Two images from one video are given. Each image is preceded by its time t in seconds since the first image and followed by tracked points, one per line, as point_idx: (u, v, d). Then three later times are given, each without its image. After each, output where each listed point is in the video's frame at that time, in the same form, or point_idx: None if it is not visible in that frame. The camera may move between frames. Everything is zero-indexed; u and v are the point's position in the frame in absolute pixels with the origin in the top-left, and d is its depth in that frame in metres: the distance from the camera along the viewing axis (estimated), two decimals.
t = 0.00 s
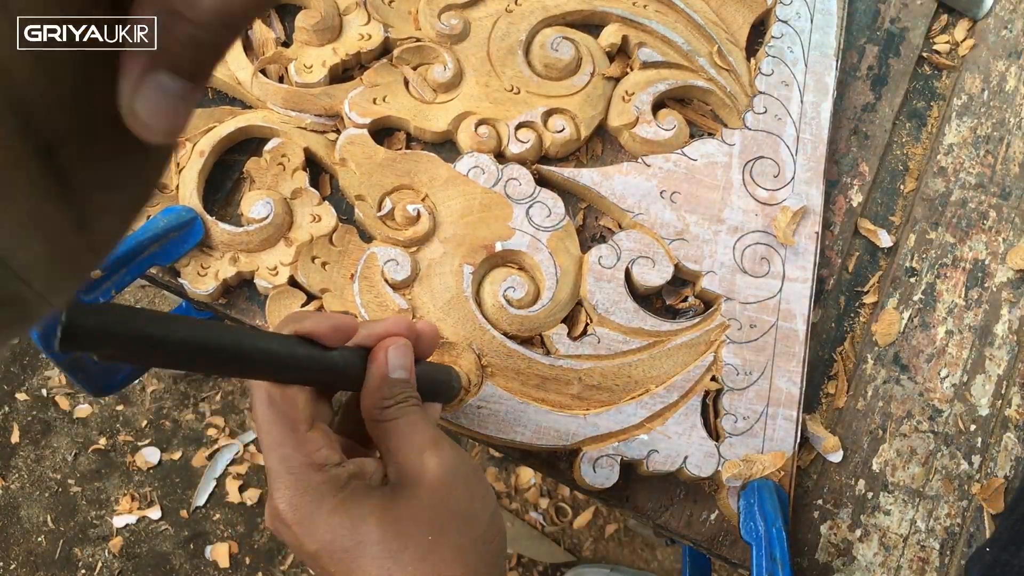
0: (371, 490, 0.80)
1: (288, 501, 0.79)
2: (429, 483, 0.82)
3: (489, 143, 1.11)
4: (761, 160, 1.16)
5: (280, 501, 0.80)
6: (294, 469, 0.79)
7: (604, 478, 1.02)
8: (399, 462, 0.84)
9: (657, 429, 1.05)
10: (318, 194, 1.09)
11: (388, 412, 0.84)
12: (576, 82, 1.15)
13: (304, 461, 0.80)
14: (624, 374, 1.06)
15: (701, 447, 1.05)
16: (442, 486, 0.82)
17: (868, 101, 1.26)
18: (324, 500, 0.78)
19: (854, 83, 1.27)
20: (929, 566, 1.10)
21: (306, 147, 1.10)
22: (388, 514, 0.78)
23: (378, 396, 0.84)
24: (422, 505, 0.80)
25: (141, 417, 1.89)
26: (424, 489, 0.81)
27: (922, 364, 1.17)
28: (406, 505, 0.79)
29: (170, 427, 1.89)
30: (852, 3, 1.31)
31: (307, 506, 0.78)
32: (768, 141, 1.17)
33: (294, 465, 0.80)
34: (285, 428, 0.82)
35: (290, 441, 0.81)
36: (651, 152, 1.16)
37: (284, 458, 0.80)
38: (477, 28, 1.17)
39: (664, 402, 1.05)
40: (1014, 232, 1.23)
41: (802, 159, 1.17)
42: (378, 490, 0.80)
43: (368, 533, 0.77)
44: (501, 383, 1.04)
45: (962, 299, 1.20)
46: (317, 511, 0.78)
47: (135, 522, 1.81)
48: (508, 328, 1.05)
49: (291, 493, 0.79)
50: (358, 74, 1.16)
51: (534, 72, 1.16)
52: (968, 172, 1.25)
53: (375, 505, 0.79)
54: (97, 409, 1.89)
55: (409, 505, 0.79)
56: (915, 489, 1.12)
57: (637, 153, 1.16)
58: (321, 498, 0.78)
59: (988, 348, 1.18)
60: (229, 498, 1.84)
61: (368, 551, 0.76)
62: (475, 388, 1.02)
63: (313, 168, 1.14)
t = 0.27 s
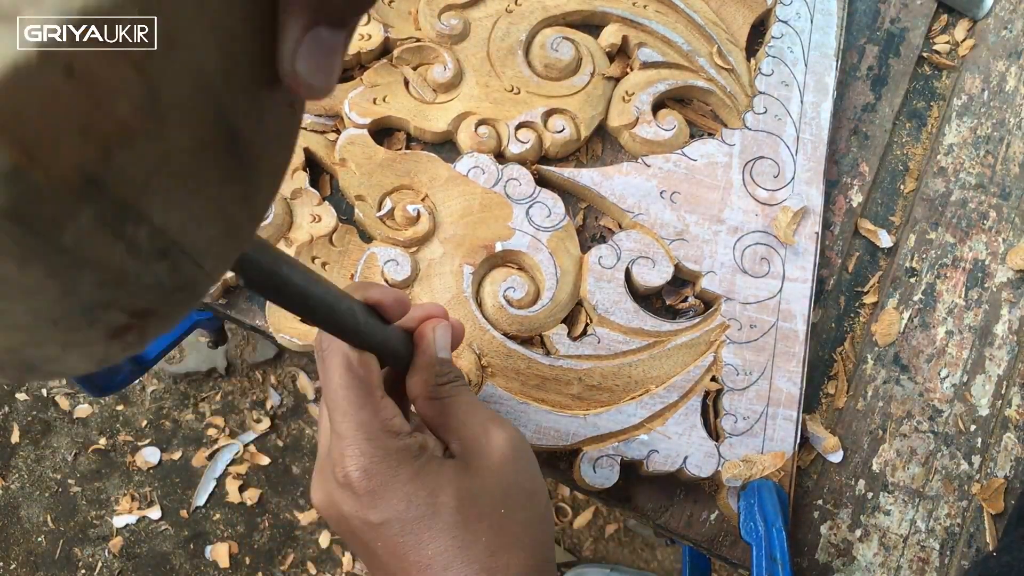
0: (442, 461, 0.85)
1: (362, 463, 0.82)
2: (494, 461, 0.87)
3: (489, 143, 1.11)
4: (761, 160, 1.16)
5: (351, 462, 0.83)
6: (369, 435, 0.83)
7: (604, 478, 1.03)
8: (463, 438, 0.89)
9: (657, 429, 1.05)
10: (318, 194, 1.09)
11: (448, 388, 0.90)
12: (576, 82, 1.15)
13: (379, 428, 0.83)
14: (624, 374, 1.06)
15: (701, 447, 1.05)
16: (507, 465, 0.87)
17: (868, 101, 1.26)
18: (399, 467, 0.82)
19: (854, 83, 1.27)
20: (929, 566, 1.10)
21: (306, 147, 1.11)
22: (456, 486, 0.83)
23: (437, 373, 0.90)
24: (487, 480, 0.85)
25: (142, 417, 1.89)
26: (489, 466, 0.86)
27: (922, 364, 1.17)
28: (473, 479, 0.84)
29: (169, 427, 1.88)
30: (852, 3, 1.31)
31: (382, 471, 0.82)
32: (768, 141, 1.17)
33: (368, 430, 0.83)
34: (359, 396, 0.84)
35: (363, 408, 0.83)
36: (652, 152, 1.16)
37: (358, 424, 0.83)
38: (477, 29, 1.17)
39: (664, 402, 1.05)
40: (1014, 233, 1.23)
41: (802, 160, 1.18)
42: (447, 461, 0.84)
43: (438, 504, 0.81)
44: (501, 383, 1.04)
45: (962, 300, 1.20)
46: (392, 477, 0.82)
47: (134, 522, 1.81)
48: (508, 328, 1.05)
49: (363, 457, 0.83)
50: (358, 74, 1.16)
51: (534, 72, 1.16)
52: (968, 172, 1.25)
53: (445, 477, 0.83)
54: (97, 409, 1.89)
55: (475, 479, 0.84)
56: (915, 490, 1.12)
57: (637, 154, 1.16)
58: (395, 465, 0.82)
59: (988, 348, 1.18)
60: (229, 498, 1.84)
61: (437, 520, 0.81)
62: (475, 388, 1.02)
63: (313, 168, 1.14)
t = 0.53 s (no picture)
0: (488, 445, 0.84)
1: (409, 451, 0.80)
2: (533, 449, 0.88)
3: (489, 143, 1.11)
4: (761, 160, 1.16)
5: (399, 446, 0.80)
6: (418, 420, 0.80)
7: (603, 478, 1.03)
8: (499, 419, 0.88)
9: (657, 429, 1.05)
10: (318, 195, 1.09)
11: (480, 374, 0.91)
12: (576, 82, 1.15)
13: (431, 413, 0.81)
14: (624, 374, 1.06)
15: (701, 448, 1.05)
16: (544, 449, 0.89)
17: (868, 102, 1.26)
18: (450, 451, 0.80)
19: (854, 83, 1.27)
20: (929, 566, 1.11)
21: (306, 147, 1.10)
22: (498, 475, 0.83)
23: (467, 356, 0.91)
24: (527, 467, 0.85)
25: (142, 417, 1.89)
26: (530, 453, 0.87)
27: (922, 364, 1.17)
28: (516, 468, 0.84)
29: (169, 426, 1.89)
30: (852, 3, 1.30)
31: (428, 458, 0.80)
32: (768, 142, 1.17)
33: (418, 415, 0.80)
34: (411, 384, 0.80)
35: (415, 399, 0.80)
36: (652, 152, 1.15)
37: (407, 414, 0.80)
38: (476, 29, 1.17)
39: (664, 402, 1.05)
40: (1013, 233, 1.23)
41: (802, 160, 1.17)
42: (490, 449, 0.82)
43: (486, 495, 0.81)
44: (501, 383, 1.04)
45: (962, 300, 1.20)
46: (434, 465, 0.80)
47: (135, 522, 1.81)
48: (509, 328, 1.05)
49: (410, 445, 0.80)
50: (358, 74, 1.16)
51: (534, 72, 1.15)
52: (968, 172, 1.25)
53: (488, 464, 0.82)
54: (97, 409, 1.89)
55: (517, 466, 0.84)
56: (916, 490, 1.12)
57: (637, 154, 1.16)
58: (449, 450, 0.80)
59: (988, 348, 1.18)
60: (229, 498, 1.84)
61: (481, 504, 0.81)
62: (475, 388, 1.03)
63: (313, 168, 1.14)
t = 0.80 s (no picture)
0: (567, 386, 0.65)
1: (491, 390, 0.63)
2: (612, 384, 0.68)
3: (489, 143, 1.11)
4: (761, 160, 1.16)
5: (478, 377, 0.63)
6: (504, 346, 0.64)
7: (604, 479, 1.02)
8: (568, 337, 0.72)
9: (657, 429, 1.05)
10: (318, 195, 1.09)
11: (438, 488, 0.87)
12: (576, 82, 1.15)
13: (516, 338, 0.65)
14: (625, 374, 1.06)
15: (701, 448, 1.05)
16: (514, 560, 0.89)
17: (868, 102, 1.26)
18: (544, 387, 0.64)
19: (854, 83, 1.27)
20: (929, 566, 1.10)
21: (306, 147, 1.10)
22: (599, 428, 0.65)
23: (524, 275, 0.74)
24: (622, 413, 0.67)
25: (142, 417, 1.89)
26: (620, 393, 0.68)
27: (922, 364, 1.17)
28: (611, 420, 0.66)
29: (169, 426, 1.89)
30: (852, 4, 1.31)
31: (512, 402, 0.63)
32: (768, 141, 1.17)
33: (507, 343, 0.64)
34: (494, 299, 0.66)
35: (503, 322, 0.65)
36: (652, 152, 1.16)
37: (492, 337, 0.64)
38: (477, 29, 1.17)
39: (664, 402, 1.05)
40: (1014, 233, 1.23)
41: (802, 159, 1.18)
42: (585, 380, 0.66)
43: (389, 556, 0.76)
44: (501, 383, 1.04)
45: (962, 300, 1.20)
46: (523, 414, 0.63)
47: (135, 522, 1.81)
48: (509, 328, 1.05)
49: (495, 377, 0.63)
50: (358, 74, 1.16)
51: (535, 72, 1.16)
52: (968, 172, 1.25)
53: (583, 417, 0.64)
54: (97, 409, 1.89)
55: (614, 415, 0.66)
56: (915, 490, 1.12)
57: (637, 154, 1.16)
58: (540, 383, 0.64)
59: (988, 348, 1.18)
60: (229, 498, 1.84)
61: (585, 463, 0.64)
62: (474, 388, 1.03)
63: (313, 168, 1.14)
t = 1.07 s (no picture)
0: (701, 239, 0.70)
1: (638, 244, 0.69)
2: (733, 242, 0.73)
3: (489, 143, 1.11)
4: (761, 160, 1.16)
5: (624, 229, 0.68)
6: (651, 203, 0.68)
7: (604, 479, 1.02)
8: (700, 196, 0.78)
9: (658, 428, 1.04)
10: (318, 194, 1.09)
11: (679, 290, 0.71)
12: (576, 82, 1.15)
13: (661, 197, 0.68)
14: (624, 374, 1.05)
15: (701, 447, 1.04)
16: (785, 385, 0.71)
17: (868, 101, 1.26)
18: (679, 241, 0.69)
19: (854, 83, 1.27)
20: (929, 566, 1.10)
21: (306, 147, 1.10)
22: (729, 285, 0.72)
23: (646, 142, 0.76)
24: (746, 272, 0.73)
25: (142, 417, 1.89)
26: (742, 256, 0.74)
27: (922, 364, 1.17)
28: (739, 283, 0.73)
29: (169, 426, 1.89)
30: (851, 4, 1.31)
31: (654, 257, 0.69)
32: (768, 141, 1.17)
33: (652, 204, 0.68)
34: (639, 161, 0.68)
35: (646, 180, 0.68)
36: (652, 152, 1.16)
37: (636, 192, 0.67)
38: (477, 28, 1.17)
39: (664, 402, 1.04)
40: (1013, 232, 1.23)
41: (802, 159, 1.18)
42: (718, 240, 0.71)
43: (747, 362, 0.71)
44: (500, 383, 1.04)
45: (961, 299, 1.20)
46: (666, 269, 0.70)
47: (135, 522, 1.81)
48: (509, 328, 1.06)
49: (637, 233, 0.68)
50: (358, 74, 1.17)
51: (535, 72, 1.16)
52: (968, 172, 1.25)
53: (716, 270, 0.71)
54: (97, 409, 1.89)
55: (737, 270, 0.72)
56: (916, 490, 1.12)
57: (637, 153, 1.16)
58: (676, 240, 0.69)
59: (988, 348, 1.18)
60: (229, 498, 1.84)
61: (721, 314, 0.71)
62: (474, 388, 1.02)
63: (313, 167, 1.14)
